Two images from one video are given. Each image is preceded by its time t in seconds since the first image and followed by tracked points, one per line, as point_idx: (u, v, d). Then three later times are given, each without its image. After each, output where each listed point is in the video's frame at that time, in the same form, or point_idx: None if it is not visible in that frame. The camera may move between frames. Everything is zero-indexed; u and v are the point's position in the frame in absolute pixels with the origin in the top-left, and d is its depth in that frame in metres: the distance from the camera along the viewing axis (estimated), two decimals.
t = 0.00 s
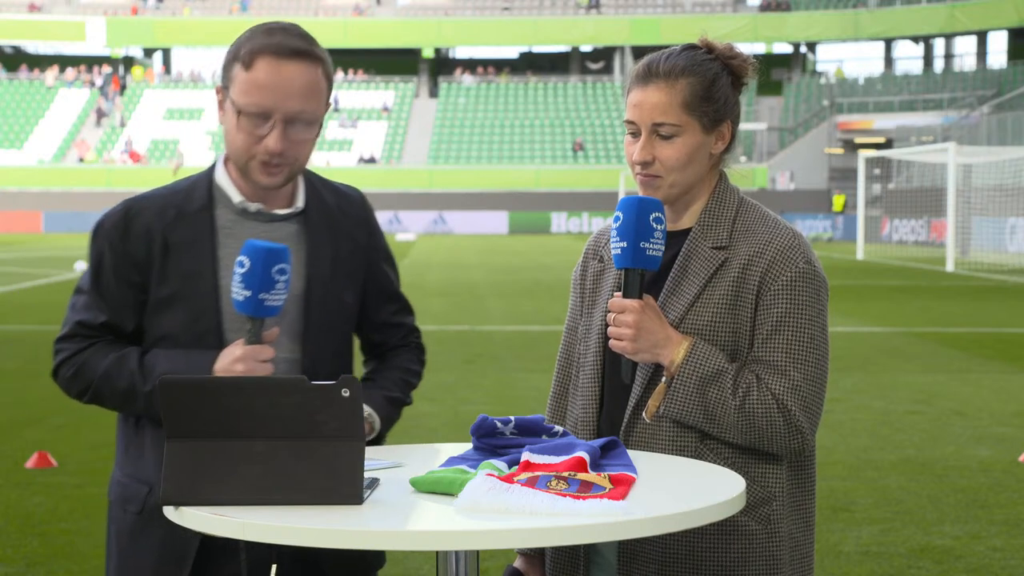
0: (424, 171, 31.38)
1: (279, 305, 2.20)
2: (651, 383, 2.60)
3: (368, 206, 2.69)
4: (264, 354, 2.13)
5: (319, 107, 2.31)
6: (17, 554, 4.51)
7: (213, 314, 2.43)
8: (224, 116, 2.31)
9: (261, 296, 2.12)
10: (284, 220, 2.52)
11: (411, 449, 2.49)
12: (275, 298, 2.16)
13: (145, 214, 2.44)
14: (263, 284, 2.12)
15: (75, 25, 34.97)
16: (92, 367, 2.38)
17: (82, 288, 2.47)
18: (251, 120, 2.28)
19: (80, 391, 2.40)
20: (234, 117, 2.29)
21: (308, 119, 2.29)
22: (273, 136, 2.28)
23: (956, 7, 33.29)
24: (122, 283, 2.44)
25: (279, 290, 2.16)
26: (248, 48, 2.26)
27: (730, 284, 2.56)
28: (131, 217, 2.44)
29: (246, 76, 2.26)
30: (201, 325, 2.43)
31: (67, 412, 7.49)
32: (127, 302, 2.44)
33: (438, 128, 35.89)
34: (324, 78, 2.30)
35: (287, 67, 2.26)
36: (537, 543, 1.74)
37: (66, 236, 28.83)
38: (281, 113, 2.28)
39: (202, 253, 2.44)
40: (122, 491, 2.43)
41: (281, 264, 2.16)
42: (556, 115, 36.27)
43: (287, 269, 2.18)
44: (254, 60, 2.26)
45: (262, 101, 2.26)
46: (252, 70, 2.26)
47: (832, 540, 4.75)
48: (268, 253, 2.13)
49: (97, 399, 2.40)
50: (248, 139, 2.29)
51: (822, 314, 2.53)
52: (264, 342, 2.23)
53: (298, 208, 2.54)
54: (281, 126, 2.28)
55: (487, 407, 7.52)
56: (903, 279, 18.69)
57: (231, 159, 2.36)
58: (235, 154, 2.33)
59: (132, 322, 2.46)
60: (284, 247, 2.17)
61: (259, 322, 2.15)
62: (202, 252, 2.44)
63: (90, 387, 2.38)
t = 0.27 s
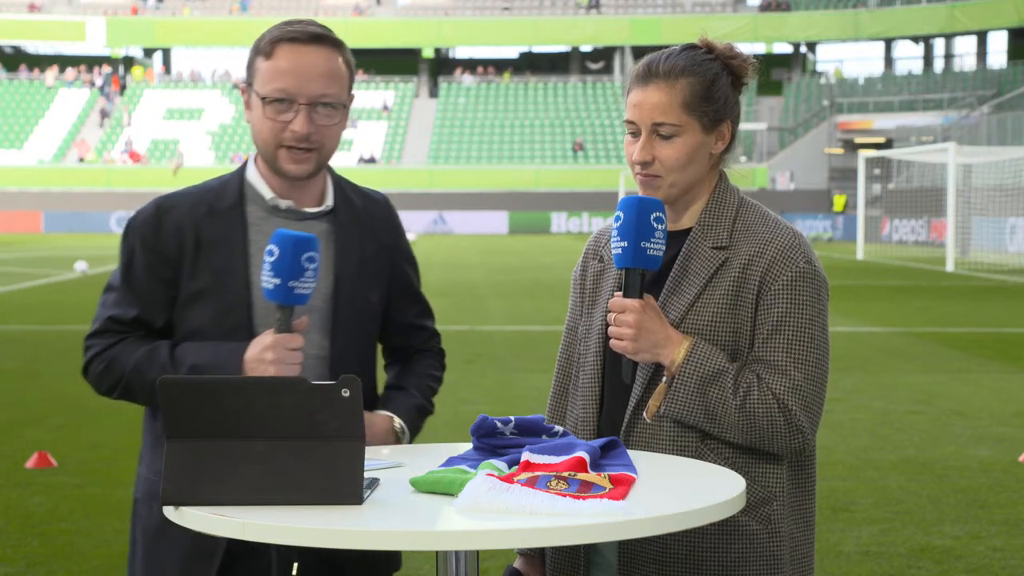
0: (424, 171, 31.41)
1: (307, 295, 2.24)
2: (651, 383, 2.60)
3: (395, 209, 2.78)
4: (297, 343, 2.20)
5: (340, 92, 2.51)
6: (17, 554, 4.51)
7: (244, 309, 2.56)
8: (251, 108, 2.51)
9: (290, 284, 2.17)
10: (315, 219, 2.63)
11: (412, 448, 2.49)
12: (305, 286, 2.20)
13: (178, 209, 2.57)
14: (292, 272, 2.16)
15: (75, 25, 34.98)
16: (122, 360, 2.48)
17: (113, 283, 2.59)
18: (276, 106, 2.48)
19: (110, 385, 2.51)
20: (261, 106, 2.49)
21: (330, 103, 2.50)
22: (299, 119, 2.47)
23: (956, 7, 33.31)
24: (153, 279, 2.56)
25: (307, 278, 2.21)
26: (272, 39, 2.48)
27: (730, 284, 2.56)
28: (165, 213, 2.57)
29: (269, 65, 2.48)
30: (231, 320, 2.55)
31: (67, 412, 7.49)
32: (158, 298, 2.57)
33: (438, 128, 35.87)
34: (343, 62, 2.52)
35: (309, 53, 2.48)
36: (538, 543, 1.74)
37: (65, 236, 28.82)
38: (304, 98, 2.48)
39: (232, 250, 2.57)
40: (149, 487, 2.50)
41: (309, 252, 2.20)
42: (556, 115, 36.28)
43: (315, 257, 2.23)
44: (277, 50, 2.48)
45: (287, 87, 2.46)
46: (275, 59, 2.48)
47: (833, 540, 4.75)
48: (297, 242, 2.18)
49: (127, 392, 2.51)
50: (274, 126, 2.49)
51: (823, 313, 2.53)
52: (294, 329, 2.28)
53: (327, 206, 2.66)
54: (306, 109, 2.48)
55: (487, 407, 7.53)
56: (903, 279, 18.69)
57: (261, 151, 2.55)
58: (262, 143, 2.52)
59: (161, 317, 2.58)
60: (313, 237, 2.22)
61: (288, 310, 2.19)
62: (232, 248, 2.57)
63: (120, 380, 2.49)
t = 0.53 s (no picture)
0: (424, 171, 31.45)
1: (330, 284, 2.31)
2: (651, 383, 2.60)
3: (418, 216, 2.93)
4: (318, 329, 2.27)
5: (361, 87, 2.67)
6: (17, 554, 4.51)
7: (267, 305, 2.69)
8: (275, 108, 2.67)
9: (314, 272, 2.23)
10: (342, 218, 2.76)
11: (411, 449, 2.50)
12: (327, 274, 2.27)
13: (204, 207, 2.71)
14: (315, 260, 2.23)
15: (75, 26, 35.01)
16: (146, 352, 2.60)
17: (139, 278, 2.72)
18: (298, 103, 2.64)
19: (134, 376, 2.63)
20: (284, 105, 2.65)
21: (350, 98, 2.66)
22: (321, 114, 2.63)
23: (956, 7, 33.32)
24: (178, 273, 2.70)
25: (330, 265, 2.28)
26: (292, 39, 2.64)
27: (730, 284, 2.56)
28: (192, 209, 2.71)
29: (291, 64, 2.64)
30: (253, 316, 2.68)
31: (67, 412, 7.50)
32: (183, 292, 2.70)
33: (438, 128, 35.88)
34: (363, 60, 2.69)
35: (329, 52, 2.64)
36: (540, 542, 1.74)
37: (65, 236, 28.82)
38: (325, 94, 2.64)
39: (256, 247, 2.70)
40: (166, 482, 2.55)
41: (332, 240, 2.28)
42: (556, 116, 36.29)
43: (337, 246, 2.30)
44: (298, 48, 2.64)
45: (308, 85, 2.63)
46: (296, 58, 2.64)
47: (833, 540, 4.74)
48: (319, 230, 2.26)
49: (150, 383, 2.64)
50: (298, 122, 2.64)
51: (823, 313, 2.53)
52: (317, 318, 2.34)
53: (352, 208, 2.79)
54: (328, 105, 2.64)
55: (487, 407, 7.53)
56: (903, 279, 18.69)
57: (285, 150, 2.70)
58: (286, 140, 2.68)
59: (186, 310, 2.72)
60: (335, 225, 2.30)
61: (311, 297, 2.25)
62: (257, 246, 2.70)
63: (144, 371, 2.61)
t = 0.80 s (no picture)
0: (423, 171, 31.46)
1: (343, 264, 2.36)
2: (651, 384, 2.60)
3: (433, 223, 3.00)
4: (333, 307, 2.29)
5: (369, 84, 2.72)
6: (17, 554, 4.51)
7: (280, 295, 2.70)
8: (286, 108, 2.72)
9: (327, 250, 2.28)
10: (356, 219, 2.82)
11: (411, 449, 2.50)
12: (341, 254, 2.32)
13: (217, 202, 2.74)
14: (328, 238, 2.29)
15: (75, 25, 35.01)
16: (159, 338, 2.61)
17: (150, 270, 2.74)
18: (307, 102, 2.69)
19: (146, 363, 2.64)
20: (294, 103, 2.70)
21: (358, 95, 2.70)
22: (330, 112, 2.68)
23: (956, 7, 33.34)
24: (191, 264, 2.72)
25: (343, 245, 2.34)
26: (301, 40, 2.70)
27: (730, 286, 2.56)
28: (206, 203, 2.74)
29: (299, 63, 2.68)
30: (265, 307, 2.69)
31: (67, 412, 7.50)
32: (195, 283, 2.72)
33: (438, 128, 35.89)
34: (372, 57, 2.73)
35: (338, 51, 2.69)
36: (540, 542, 1.74)
37: (65, 236, 28.82)
38: (333, 92, 2.69)
39: (272, 240, 2.74)
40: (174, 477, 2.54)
41: (344, 220, 2.34)
42: (556, 115, 36.30)
43: (350, 226, 2.37)
44: (306, 49, 2.69)
45: (316, 83, 2.68)
46: (305, 57, 2.68)
47: (833, 540, 4.74)
48: (332, 209, 2.32)
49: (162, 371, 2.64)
50: (307, 120, 2.69)
51: (824, 314, 2.53)
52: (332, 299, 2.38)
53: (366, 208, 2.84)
54: (337, 101, 2.69)
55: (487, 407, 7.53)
56: (903, 279, 18.69)
57: (297, 149, 2.75)
58: (296, 138, 2.73)
59: (198, 302, 2.73)
60: (348, 206, 2.36)
61: (325, 277, 2.29)
62: (273, 238, 2.73)
63: (157, 357, 2.61)
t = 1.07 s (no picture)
0: (424, 171, 31.47)
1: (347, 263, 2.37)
2: (654, 383, 2.60)
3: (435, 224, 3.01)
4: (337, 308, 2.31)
5: (368, 83, 2.73)
6: (17, 554, 4.52)
7: (281, 296, 2.71)
8: (285, 107, 2.72)
9: (331, 249, 2.29)
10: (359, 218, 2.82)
11: (411, 449, 2.50)
12: (345, 253, 2.33)
13: (217, 201, 2.74)
14: (332, 238, 2.30)
15: (75, 25, 35.01)
16: (162, 338, 2.61)
17: (150, 270, 2.73)
18: (305, 102, 2.70)
19: (149, 363, 2.63)
20: (293, 102, 2.70)
21: (357, 94, 2.71)
22: (329, 111, 2.68)
23: (956, 7, 33.35)
24: (191, 265, 2.71)
25: (347, 245, 2.34)
26: (299, 39, 2.70)
27: (732, 285, 2.56)
28: (206, 202, 2.74)
29: (297, 64, 2.69)
30: (268, 307, 2.69)
31: (68, 412, 7.50)
32: (195, 283, 2.71)
33: (438, 128, 35.88)
34: (370, 56, 2.74)
35: (336, 50, 2.69)
36: (540, 543, 1.74)
37: (65, 236, 28.81)
38: (332, 91, 2.70)
39: (272, 239, 2.74)
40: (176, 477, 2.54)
41: (348, 219, 2.34)
42: (556, 116, 36.30)
43: (353, 225, 2.37)
44: (304, 49, 2.70)
45: (315, 81, 2.68)
46: (303, 57, 2.69)
47: (833, 540, 4.74)
48: (335, 208, 2.33)
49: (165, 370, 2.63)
50: (306, 119, 2.69)
51: (826, 313, 2.53)
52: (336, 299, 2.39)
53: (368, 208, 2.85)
54: (336, 100, 2.69)
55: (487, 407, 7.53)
56: (903, 279, 18.68)
57: (296, 150, 2.75)
58: (295, 137, 2.73)
59: (199, 302, 2.73)
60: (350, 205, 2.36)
61: (329, 276, 2.30)
62: (273, 238, 2.74)
63: (160, 357, 2.60)
